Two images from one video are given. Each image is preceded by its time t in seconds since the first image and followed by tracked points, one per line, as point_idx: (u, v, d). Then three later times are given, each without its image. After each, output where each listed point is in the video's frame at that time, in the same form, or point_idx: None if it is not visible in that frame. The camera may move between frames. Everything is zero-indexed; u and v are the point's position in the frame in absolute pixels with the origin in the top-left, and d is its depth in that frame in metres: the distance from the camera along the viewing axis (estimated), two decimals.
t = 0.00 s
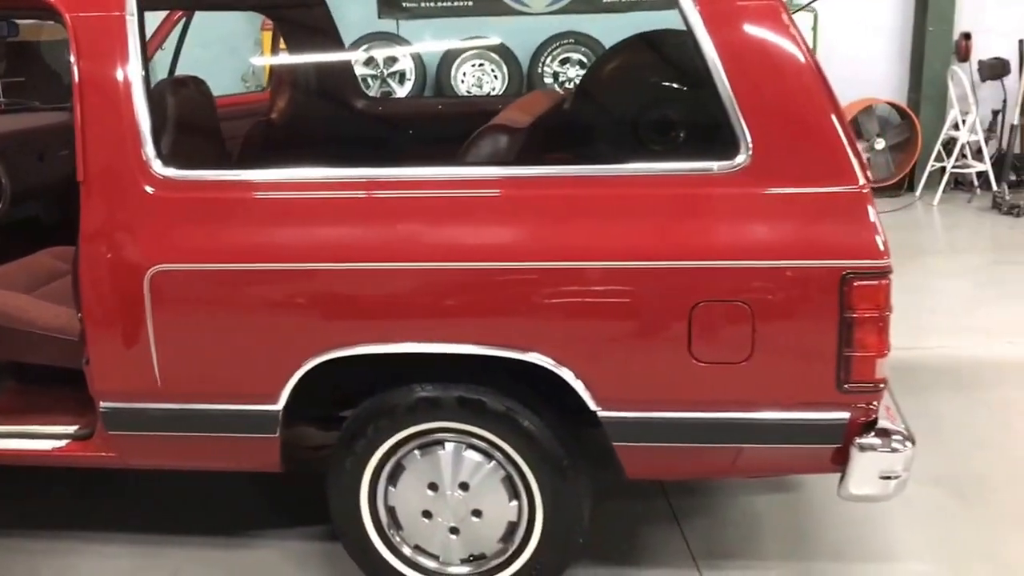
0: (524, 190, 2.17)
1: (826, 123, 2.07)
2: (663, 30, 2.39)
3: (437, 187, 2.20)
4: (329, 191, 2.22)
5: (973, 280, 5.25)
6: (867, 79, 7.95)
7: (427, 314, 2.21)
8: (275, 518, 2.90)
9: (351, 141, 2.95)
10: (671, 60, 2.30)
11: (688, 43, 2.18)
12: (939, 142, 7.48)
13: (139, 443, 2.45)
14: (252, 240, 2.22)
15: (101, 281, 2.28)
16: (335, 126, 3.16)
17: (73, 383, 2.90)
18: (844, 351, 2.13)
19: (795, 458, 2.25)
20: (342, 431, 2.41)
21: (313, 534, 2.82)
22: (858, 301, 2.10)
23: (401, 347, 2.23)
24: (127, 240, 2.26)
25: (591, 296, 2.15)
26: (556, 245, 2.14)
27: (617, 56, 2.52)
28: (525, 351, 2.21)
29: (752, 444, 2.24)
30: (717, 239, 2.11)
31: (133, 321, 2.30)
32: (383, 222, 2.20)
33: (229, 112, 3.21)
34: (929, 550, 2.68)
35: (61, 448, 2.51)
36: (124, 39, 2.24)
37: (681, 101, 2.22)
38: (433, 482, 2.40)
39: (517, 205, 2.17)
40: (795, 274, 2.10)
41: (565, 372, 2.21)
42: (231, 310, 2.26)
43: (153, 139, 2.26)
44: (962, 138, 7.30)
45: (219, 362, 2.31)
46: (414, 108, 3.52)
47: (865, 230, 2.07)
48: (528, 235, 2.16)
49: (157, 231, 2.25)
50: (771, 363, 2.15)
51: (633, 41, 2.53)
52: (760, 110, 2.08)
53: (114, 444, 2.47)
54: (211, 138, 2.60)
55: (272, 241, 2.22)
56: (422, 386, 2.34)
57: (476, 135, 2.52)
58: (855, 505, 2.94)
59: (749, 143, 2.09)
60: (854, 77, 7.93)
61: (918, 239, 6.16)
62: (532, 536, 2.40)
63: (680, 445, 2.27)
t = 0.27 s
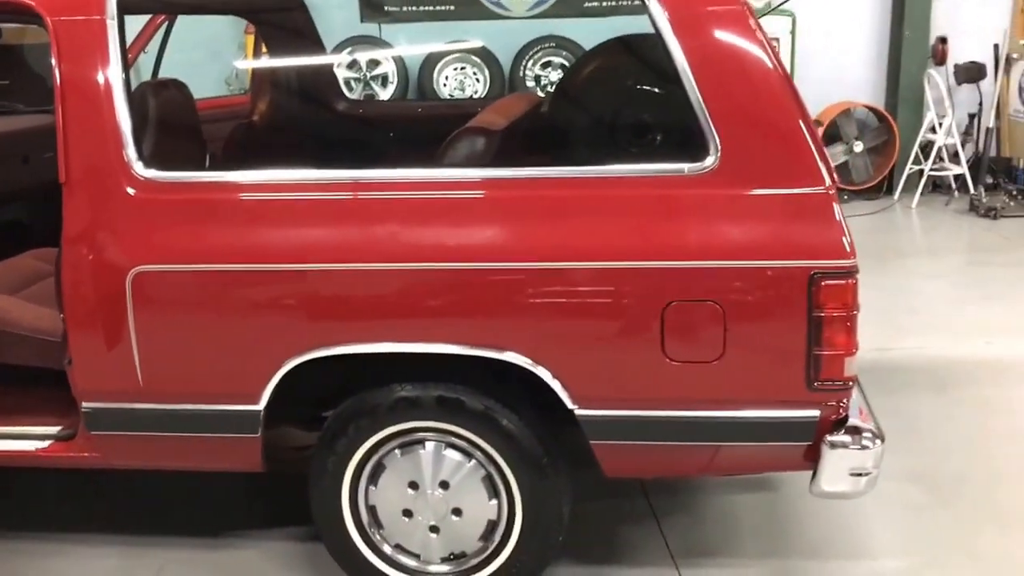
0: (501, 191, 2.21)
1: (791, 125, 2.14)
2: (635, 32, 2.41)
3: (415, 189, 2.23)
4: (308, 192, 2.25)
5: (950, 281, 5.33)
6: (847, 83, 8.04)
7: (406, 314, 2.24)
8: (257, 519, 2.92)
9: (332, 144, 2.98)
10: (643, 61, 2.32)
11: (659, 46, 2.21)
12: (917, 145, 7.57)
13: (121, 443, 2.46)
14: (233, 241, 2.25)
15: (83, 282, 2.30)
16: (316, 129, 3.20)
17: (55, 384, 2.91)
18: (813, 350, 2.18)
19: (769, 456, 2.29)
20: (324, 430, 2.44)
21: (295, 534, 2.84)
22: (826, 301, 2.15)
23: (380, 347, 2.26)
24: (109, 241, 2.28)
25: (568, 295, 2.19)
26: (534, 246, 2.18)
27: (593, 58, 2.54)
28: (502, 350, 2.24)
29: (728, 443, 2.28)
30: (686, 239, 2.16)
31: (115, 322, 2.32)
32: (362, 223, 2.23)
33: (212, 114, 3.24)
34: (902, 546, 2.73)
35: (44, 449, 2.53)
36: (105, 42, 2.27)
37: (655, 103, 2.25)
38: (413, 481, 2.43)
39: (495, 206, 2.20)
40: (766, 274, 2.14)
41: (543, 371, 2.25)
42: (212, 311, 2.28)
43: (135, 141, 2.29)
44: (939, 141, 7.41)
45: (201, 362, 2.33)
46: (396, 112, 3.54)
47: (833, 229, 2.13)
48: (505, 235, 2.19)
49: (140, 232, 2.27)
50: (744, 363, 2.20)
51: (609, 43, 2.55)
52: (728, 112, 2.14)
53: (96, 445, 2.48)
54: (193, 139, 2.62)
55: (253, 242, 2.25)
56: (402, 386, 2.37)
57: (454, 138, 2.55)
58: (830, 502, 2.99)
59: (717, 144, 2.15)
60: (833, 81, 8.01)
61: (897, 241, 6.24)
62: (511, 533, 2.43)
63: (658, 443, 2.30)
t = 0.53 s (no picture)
0: (484, 196, 2.24)
1: (768, 130, 2.17)
2: (617, 39, 2.44)
3: (399, 193, 2.26)
4: (293, 197, 2.27)
5: (932, 285, 5.38)
6: (831, 89, 8.12)
7: (390, 318, 2.26)
8: (244, 523, 2.93)
9: (318, 149, 2.98)
10: (625, 67, 2.35)
11: (640, 53, 2.23)
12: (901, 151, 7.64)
13: (107, 447, 2.47)
14: (218, 246, 2.27)
15: (69, 287, 2.31)
16: (301, 134, 3.19)
17: (40, 389, 2.92)
18: (792, 352, 2.21)
19: (750, 457, 2.32)
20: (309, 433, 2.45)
21: (282, 537, 2.85)
22: (804, 303, 2.19)
23: (365, 350, 2.28)
24: (95, 246, 2.29)
25: (550, 299, 2.22)
26: (516, 250, 2.21)
27: (577, 64, 2.57)
28: (486, 353, 2.26)
29: (710, 444, 2.31)
30: (666, 243, 2.19)
31: (100, 326, 2.33)
32: (347, 228, 2.25)
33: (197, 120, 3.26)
34: (883, 546, 2.76)
35: (29, 453, 2.53)
36: (91, 48, 2.28)
37: (638, 109, 2.28)
38: (398, 483, 2.45)
39: (478, 211, 2.23)
40: (745, 276, 2.18)
41: (525, 373, 2.27)
42: (198, 315, 2.30)
43: (120, 146, 2.30)
44: (921, 147, 7.48)
45: (187, 366, 2.34)
46: (382, 117, 3.53)
47: (810, 232, 2.17)
48: (488, 240, 2.22)
49: (126, 237, 2.28)
50: (725, 365, 2.23)
51: (592, 49, 2.58)
52: (705, 117, 2.17)
53: (82, 449, 2.49)
54: (179, 145, 2.64)
55: (239, 247, 2.26)
56: (386, 389, 2.39)
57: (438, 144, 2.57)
58: (812, 504, 3.02)
59: (697, 150, 2.18)
60: (818, 88, 8.09)
61: (881, 246, 6.29)
62: (495, 535, 2.45)
63: (640, 445, 2.33)
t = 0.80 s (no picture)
0: (472, 202, 2.26)
1: (749, 134, 2.21)
2: (603, 46, 2.47)
3: (387, 200, 2.28)
4: (282, 203, 2.29)
5: (918, 290, 5.43)
6: (818, 95, 8.17)
7: (378, 322, 2.27)
8: (234, 528, 2.93)
9: (307, 155, 3.01)
10: (611, 74, 2.37)
11: (625, 60, 2.26)
12: (887, 156, 7.70)
13: (95, 452, 2.48)
14: (208, 251, 2.28)
15: (58, 292, 2.32)
16: (289, 140, 3.20)
17: (29, 395, 2.92)
18: (776, 355, 2.24)
19: (735, 459, 2.35)
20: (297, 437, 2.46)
21: (272, 542, 2.86)
22: (788, 307, 2.21)
23: (353, 354, 2.29)
24: (84, 252, 2.31)
25: (537, 303, 2.24)
26: (503, 255, 2.23)
27: (564, 72, 2.60)
28: (473, 357, 2.28)
29: (696, 446, 2.33)
30: (651, 248, 2.21)
31: (90, 332, 2.34)
32: (335, 233, 2.27)
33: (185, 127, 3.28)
34: (869, 548, 2.79)
35: (17, 459, 2.53)
36: (80, 56, 2.30)
37: (624, 116, 2.30)
38: (386, 487, 2.46)
39: (466, 217, 2.25)
40: (729, 280, 2.20)
41: (513, 377, 2.29)
42: (187, 320, 2.31)
43: (110, 153, 2.32)
44: (907, 153, 7.55)
45: (176, 371, 2.35)
46: (370, 124, 3.55)
47: (793, 237, 2.19)
48: (476, 245, 2.24)
49: (116, 243, 2.30)
50: (710, 367, 2.25)
51: (579, 57, 2.61)
52: (689, 123, 2.20)
53: (71, 454, 2.50)
54: (168, 152, 2.65)
55: (228, 252, 2.28)
56: (374, 393, 2.40)
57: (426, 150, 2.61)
58: (799, 507, 3.04)
59: (682, 157, 2.21)
60: (805, 94, 8.15)
61: (869, 251, 6.34)
62: (483, 538, 2.47)
63: (626, 448, 2.35)
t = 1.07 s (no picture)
0: (462, 207, 2.28)
1: (738, 139, 2.23)
2: (593, 53, 2.49)
3: (378, 205, 2.29)
4: (274, 209, 2.30)
5: (907, 294, 5.46)
6: (807, 101, 8.22)
7: (369, 327, 2.28)
8: (223, 533, 2.93)
9: (298, 162, 3.01)
10: (601, 80, 2.39)
11: (616, 66, 2.28)
12: (875, 162, 7.75)
13: (86, 458, 2.48)
14: (199, 257, 2.29)
15: (49, 298, 2.33)
16: (280, 145, 3.21)
17: (19, 401, 2.92)
18: (765, 358, 2.25)
19: (723, 461, 2.36)
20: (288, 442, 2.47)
21: (260, 547, 2.86)
22: (777, 311, 2.23)
23: (344, 359, 2.30)
24: (76, 258, 2.31)
25: (527, 307, 2.25)
26: (494, 260, 2.24)
27: (553, 79, 2.62)
28: (464, 361, 2.29)
29: (685, 448, 2.35)
30: (640, 253, 2.23)
31: (81, 338, 2.34)
32: (327, 239, 2.28)
33: (175, 133, 3.28)
34: (857, 550, 2.81)
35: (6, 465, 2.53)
36: (74, 63, 2.31)
37: (614, 121, 2.32)
38: (376, 491, 2.47)
39: (456, 222, 2.27)
40: (718, 284, 2.22)
41: (503, 381, 2.30)
42: (178, 326, 2.31)
43: (102, 160, 2.32)
44: (896, 159, 7.59)
45: (167, 376, 2.36)
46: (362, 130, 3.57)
47: (782, 241, 2.22)
48: (466, 250, 2.25)
49: (108, 249, 2.30)
50: (699, 370, 2.26)
51: (568, 64, 2.63)
52: (678, 129, 2.23)
53: (61, 460, 2.50)
54: (160, 159, 2.66)
55: (219, 258, 2.28)
56: (364, 398, 2.41)
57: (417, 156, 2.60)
58: (788, 509, 3.06)
59: (672, 163, 2.24)
60: (795, 100, 8.20)
61: (858, 256, 6.37)
62: (473, 541, 2.48)
63: (616, 451, 2.36)
